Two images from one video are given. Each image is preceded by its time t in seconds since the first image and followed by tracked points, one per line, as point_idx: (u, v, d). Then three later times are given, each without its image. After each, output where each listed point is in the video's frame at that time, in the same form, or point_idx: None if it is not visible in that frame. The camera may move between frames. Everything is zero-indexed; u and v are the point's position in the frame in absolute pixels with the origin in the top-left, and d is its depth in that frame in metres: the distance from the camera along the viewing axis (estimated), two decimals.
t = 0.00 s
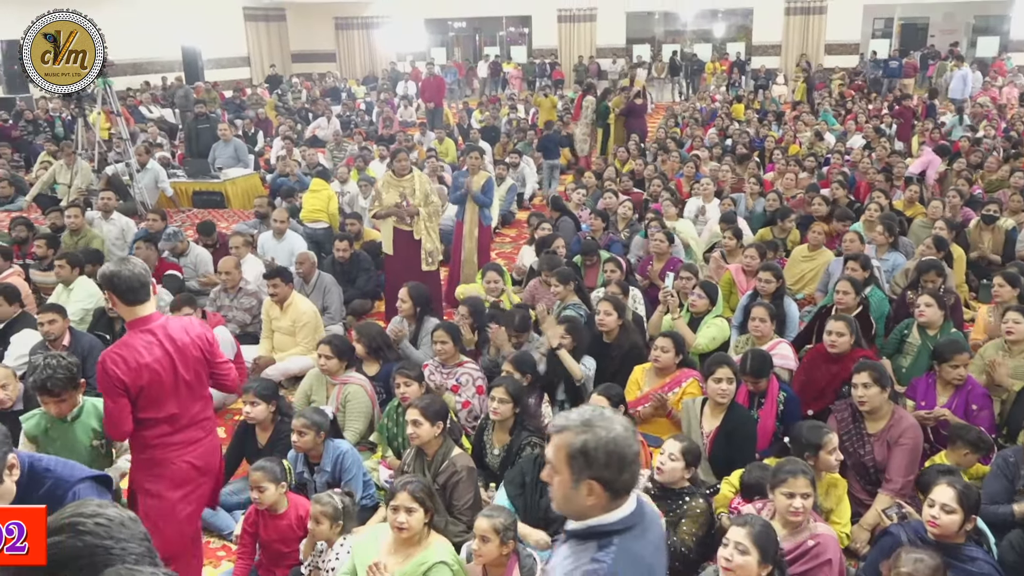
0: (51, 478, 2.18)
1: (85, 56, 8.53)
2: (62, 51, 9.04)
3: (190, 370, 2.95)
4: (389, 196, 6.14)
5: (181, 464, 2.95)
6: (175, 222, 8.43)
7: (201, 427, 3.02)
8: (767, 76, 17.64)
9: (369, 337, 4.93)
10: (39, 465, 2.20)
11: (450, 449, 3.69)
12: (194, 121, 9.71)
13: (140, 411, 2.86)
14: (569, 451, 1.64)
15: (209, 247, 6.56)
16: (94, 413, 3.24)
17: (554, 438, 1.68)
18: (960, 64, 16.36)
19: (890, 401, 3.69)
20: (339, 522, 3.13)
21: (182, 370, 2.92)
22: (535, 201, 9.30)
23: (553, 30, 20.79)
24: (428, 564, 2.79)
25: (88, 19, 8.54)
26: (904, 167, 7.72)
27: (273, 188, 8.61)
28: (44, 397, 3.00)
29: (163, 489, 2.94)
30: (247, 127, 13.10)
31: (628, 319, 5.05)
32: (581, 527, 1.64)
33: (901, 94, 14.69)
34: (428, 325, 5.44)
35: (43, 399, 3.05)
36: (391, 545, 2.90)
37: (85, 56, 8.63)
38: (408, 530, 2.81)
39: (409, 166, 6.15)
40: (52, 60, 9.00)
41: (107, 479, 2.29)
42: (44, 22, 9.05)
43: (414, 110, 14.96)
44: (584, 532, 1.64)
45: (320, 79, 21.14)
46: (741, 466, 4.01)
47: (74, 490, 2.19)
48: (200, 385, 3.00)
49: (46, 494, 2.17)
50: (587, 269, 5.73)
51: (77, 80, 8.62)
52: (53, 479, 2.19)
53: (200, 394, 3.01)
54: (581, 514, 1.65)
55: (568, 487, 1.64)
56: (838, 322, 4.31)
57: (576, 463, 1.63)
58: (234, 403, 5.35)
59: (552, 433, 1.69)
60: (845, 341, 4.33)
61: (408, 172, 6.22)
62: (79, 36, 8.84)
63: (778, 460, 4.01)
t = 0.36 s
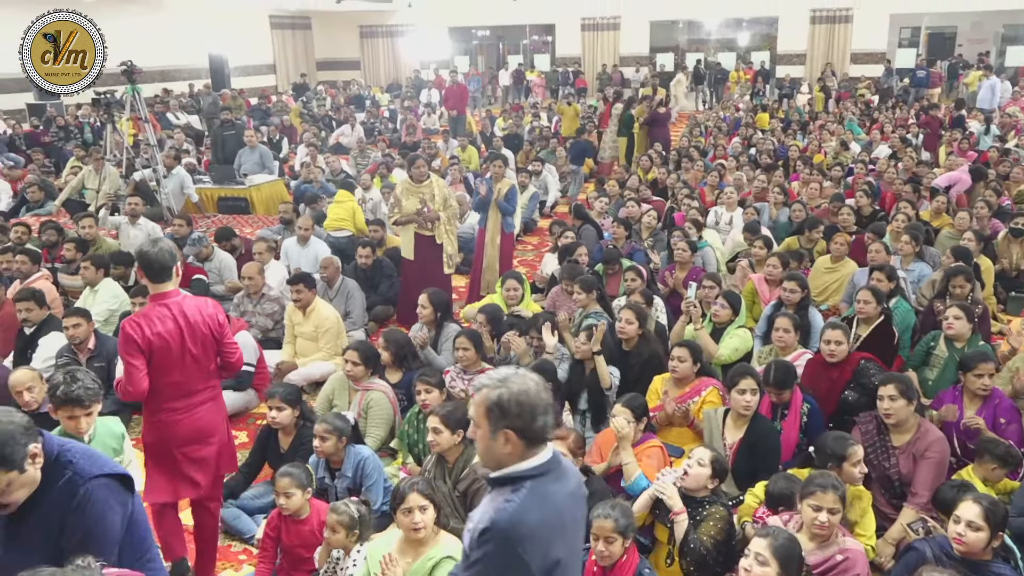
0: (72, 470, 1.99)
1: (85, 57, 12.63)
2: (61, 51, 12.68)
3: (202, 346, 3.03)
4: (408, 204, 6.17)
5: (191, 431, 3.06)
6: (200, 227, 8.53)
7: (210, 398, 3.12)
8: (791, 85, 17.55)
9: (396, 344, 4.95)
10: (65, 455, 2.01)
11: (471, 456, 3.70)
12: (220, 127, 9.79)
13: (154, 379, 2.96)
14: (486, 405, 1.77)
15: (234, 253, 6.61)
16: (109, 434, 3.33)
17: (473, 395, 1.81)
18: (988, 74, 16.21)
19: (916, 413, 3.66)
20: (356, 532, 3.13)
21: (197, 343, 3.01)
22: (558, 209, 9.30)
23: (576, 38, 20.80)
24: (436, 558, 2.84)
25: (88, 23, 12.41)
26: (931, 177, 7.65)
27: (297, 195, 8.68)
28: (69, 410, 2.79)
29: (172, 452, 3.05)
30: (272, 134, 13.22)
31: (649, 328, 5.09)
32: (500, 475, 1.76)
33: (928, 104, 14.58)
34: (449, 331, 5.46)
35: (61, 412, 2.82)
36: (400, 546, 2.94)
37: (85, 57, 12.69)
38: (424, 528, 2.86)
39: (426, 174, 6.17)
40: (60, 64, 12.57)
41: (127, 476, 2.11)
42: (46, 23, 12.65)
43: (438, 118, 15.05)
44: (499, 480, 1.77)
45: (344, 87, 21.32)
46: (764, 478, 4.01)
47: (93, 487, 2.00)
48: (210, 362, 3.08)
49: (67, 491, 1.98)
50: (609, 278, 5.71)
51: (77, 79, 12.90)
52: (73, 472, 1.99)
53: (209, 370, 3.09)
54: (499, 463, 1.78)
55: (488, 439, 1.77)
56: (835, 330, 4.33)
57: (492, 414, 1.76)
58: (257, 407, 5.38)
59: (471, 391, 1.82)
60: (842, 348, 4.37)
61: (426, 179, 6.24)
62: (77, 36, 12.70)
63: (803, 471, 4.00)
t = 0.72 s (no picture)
0: (112, 465, 1.99)
1: (86, 57, 13.13)
2: (61, 51, 13.14)
3: (209, 327, 3.47)
4: (430, 207, 6.20)
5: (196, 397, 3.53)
6: (219, 231, 8.57)
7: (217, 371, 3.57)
8: (810, 91, 17.46)
9: (414, 348, 4.97)
10: (104, 450, 2.00)
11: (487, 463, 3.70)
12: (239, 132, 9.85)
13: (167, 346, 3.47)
14: (389, 407, 1.85)
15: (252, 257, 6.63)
16: (171, 446, 2.93)
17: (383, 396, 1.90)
18: (1009, 82, 16.08)
19: (937, 422, 3.62)
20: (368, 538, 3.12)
21: (203, 322, 3.46)
22: (575, 215, 9.29)
23: (594, 44, 20.83)
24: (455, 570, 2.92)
25: (88, 23, 12.90)
26: (952, 184, 7.59)
27: (315, 200, 8.71)
28: (136, 412, 2.80)
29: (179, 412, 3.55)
30: (292, 139, 13.31)
31: (667, 335, 5.14)
32: (406, 470, 1.86)
33: (949, 110, 14.48)
34: (466, 336, 5.46)
35: (128, 415, 2.82)
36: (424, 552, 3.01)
37: (86, 57, 13.18)
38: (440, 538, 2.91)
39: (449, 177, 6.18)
40: (57, 63, 13.07)
41: (165, 472, 2.09)
42: (46, 23, 12.94)
43: (455, 124, 15.08)
44: (406, 475, 1.86)
45: (363, 92, 21.46)
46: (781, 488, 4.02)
47: (132, 482, 1.99)
48: (217, 341, 3.51)
49: (107, 486, 1.97)
50: (626, 284, 5.70)
51: (77, 79, 13.45)
52: (113, 467, 1.99)
53: (217, 347, 3.54)
54: (411, 461, 1.86)
55: (393, 437, 1.87)
56: (864, 335, 4.33)
57: (393, 416, 1.85)
58: (275, 410, 5.41)
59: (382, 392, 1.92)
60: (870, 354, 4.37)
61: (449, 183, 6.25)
62: (76, 36, 13.09)
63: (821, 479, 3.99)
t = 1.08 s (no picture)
0: (138, 483, 2.02)
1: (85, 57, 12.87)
2: (61, 51, 12.83)
3: (234, 312, 3.93)
4: (459, 212, 6.18)
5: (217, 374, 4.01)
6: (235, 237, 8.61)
7: (240, 354, 4.02)
8: (827, 98, 17.40)
9: (426, 353, 5.01)
10: (128, 467, 2.02)
11: (501, 469, 3.70)
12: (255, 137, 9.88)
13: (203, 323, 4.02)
14: (328, 389, 2.01)
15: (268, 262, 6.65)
16: (221, 450, 2.92)
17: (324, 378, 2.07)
18: None
19: (955, 432, 3.60)
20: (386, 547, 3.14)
21: (229, 308, 3.94)
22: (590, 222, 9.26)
23: (608, 50, 20.82)
24: None
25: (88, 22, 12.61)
26: (970, 192, 7.53)
27: (330, 205, 8.74)
28: (184, 421, 2.75)
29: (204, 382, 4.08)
30: (307, 144, 13.35)
31: (685, 342, 5.15)
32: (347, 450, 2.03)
33: (967, 117, 14.39)
34: (482, 343, 5.47)
35: (176, 423, 2.79)
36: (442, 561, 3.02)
37: (85, 57, 12.94)
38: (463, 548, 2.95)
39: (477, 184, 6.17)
40: (56, 62, 12.83)
41: (187, 487, 2.14)
42: (45, 23, 12.55)
43: (470, 130, 15.11)
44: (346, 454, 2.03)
45: (378, 99, 21.56)
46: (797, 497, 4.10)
47: (158, 504, 2.03)
48: (240, 325, 3.96)
49: (134, 506, 2.01)
50: (641, 290, 5.69)
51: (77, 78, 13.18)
52: (138, 485, 2.02)
53: (241, 330, 3.98)
54: (351, 440, 2.03)
55: (334, 418, 2.03)
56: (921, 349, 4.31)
57: (333, 397, 2.00)
58: (290, 415, 5.48)
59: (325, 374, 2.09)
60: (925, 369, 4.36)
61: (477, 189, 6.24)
62: (76, 35, 12.77)
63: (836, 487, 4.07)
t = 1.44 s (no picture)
0: (157, 494, 2.01)
1: (86, 57, 12.68)
2: (61, 51, 12.60)
3: (305, 292, 4.43)
4: (491, 220, 6.16)
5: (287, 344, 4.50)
6: (252, 242, 8.63)
7: (308, 328, 4.50)
8: (847, 107, 17.29)
9: (441, 361, 5.04)
10: (149, 477, 2.02)
11: (516, 478, 3.69)
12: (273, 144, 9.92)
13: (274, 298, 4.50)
14: (287, 372, 2.22)
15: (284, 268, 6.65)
16: (224, 473, 2.89)
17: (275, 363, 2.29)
18: None
19: (978, 445, 3.55)
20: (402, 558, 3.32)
21: (300, 288, 4.42)
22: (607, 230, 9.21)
23: (626, 58, 20.82)
24: None
25: (88, 21, 12.20)
26: (992, 201, 7.44)
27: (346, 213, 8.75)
28: (185, 447, 2.74)
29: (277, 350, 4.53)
30: (324, 151, 13.38)
31: (700, 351, 5.15)
32: (308, 427, 2.24)
33: (989, 125, 14.26)
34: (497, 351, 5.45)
35: (177, 450, 2.77)
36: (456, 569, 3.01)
37: (86, 57, 12.71)
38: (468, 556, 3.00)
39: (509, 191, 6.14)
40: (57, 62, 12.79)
41: (207, 508, 2.12)
42: (45, 23, 12.16)
43: (487, 137, 15.10)
44: (304, 431, 2.25)
45: (396, 106, 21.64)
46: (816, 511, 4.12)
47: (175, 519, 2.01)
48: (311, 304, 4.47)
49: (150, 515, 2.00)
50: (658, 299, 5.66)
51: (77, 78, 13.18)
52: (158, 496, 2.01)
53: (311, 308, 4.49)
54: (309, 418, 2.25)
55: (294, 399, 2.24)
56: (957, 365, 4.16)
57: (295, 380, 2.22)
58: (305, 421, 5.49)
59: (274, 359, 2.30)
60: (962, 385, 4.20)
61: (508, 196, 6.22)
62: (77, 36, 12.46)
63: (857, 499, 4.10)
